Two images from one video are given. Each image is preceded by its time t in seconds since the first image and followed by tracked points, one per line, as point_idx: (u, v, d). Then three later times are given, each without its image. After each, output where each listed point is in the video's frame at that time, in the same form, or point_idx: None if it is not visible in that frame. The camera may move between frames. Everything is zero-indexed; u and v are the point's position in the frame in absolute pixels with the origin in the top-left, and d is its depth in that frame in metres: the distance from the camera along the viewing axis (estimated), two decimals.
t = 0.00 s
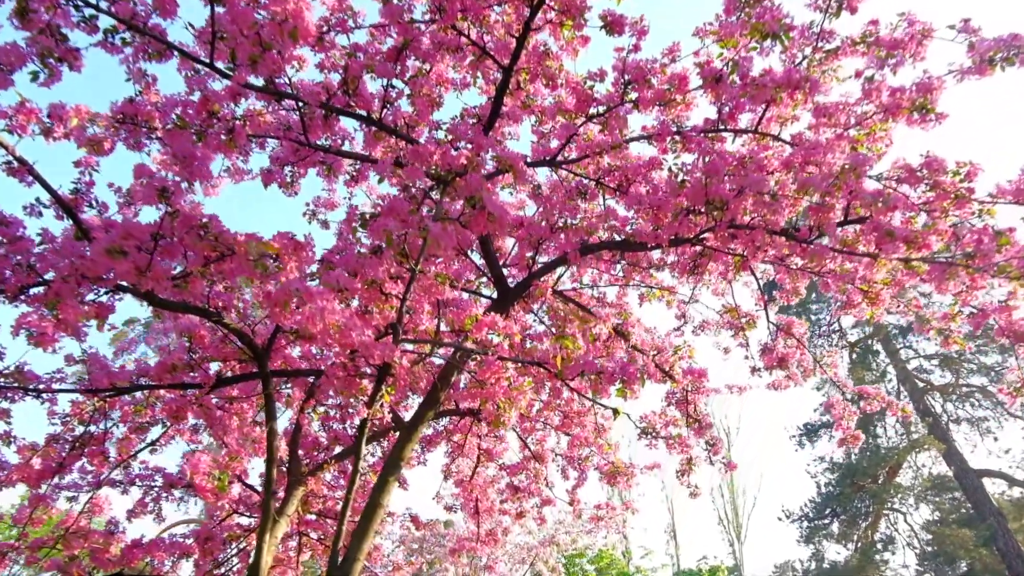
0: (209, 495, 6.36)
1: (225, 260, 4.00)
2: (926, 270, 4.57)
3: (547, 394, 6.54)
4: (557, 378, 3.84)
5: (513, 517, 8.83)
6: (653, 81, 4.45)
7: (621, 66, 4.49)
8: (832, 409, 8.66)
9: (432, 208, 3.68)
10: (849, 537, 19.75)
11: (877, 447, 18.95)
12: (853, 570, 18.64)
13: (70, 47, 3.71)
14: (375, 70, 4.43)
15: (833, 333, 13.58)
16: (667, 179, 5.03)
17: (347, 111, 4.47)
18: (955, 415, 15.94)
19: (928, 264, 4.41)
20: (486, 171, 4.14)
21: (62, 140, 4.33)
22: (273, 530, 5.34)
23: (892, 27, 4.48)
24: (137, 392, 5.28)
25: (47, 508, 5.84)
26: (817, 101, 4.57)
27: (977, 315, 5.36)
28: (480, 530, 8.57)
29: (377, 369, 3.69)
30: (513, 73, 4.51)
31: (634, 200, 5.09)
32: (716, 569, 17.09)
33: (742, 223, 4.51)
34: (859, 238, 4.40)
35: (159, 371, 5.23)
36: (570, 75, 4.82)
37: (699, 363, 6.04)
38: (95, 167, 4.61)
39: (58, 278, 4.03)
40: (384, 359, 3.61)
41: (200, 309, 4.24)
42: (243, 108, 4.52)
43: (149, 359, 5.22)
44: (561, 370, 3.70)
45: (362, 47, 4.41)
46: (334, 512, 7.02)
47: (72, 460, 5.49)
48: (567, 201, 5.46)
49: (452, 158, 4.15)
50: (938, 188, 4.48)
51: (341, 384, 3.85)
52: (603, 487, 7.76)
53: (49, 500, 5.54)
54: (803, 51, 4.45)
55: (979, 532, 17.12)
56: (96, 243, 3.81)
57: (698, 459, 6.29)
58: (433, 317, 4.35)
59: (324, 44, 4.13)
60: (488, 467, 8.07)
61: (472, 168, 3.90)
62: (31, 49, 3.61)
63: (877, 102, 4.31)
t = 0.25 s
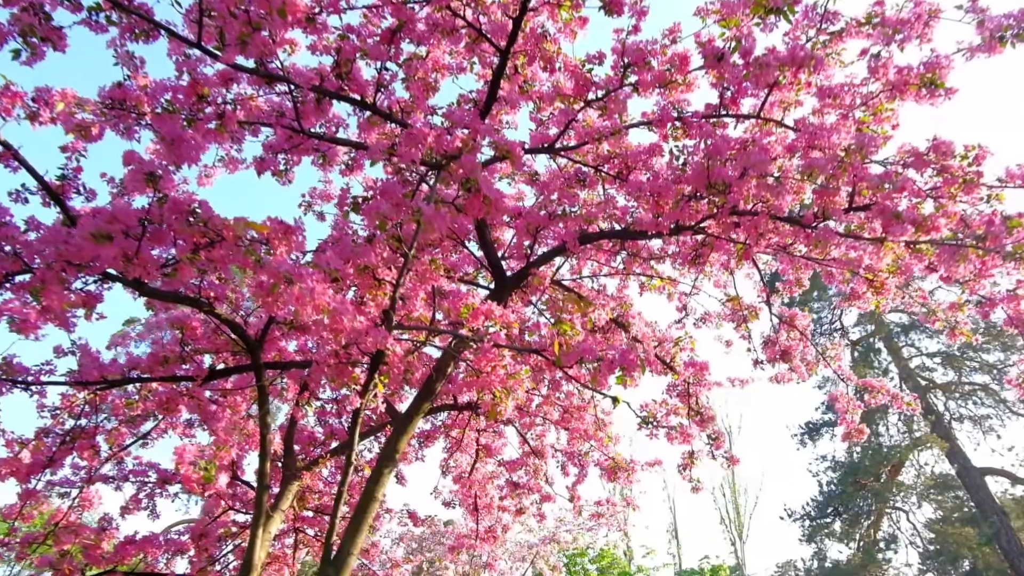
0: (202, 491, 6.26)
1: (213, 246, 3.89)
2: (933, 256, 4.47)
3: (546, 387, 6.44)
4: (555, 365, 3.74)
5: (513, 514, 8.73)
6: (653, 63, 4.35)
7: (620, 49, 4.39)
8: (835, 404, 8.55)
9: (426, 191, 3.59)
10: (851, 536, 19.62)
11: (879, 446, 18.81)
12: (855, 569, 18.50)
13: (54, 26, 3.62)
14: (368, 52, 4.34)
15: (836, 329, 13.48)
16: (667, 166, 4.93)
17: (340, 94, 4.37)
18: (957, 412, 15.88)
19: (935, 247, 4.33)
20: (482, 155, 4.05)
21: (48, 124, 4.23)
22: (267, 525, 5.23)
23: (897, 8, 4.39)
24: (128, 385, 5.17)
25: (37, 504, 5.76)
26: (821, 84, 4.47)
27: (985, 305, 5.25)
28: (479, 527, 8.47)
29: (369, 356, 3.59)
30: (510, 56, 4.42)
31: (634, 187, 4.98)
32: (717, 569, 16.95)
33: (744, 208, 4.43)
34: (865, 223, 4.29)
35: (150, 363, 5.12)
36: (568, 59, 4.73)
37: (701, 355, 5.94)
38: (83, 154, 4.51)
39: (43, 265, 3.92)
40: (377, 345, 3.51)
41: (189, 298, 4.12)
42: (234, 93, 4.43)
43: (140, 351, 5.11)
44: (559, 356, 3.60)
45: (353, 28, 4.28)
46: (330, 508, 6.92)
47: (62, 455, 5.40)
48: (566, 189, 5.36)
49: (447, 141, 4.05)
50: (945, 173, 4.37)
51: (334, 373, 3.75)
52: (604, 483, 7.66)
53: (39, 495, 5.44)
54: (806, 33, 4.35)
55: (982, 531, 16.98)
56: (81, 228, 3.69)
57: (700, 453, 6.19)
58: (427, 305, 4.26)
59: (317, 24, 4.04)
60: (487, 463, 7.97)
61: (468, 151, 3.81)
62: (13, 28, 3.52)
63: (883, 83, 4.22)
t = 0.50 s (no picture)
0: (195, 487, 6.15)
1: (201, 231, 3.78)
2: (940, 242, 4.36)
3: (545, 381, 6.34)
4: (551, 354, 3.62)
5: (513, 511, 8.62)
6: (652, 45, 4.25)
7: (618, 30, 4.29)
8: (839, 399, 8.43)
9: (418, 172, 3.48)
10: (854, 535, 19.46)
11: (881, 444, 18.67)
12: (858, 568, 18.35)
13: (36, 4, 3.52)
14: (361, 34, 4.23)
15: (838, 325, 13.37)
16: (668, 152, 4.83)
17: (333, 78, 4.27)
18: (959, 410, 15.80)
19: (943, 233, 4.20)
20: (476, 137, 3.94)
21: (33, 108, 4.12)
22: (260, 520, 5.13)
23: None
24: (118, 378, 5.06)
25: (27, 500, 5.65)
26: (824, 64, 4.37)
27: (992, 294, 5.12)
28: (478, 525, 8.36)
29: (360, 343, 3.47)
30: (505, 37, 4.31)
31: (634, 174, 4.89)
32: (720, 569, 16.79)
33: (745, 193, 4.35)
34: (871, 208, 4.17)
35: (141, 355, 5.01)
36: (565, 41, 4.63)
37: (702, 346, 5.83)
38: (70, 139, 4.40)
39: (24, 252, 3.79)
40: (368, 330, 3.39)
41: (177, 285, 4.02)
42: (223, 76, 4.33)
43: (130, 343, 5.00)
44: (555, 345, 3.48)
45: (345, 10, 4.18)
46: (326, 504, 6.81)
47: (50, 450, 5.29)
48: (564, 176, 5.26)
49: (440, 123, 3.96)
50: (953, 157, 4.26)
51: (325, 360, 3.65)
52: (604, 479, 7.55)
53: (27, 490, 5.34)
54: (808, 12, 4.25)
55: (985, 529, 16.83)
56: (64, 212, 3.58)
57: (701, 446, 6.09)
58: (422, 293, 4.15)
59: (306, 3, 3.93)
60: (486, 458, 7.87)
61: (462, 132, 3.71)
62: None
63: (887, 62, 4.11)
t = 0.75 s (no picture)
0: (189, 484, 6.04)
1: (189, 217, 3.68)
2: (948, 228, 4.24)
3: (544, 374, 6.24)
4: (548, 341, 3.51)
5: (513, 509, 8.52)
6: (651, 25, 4.14)
7: (617, 10, 4.17)
8: (843, 393, 8.32)
9: (410, 153, 3.38)
10: (856, 534, 19.32)
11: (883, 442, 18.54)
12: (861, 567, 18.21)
13: None
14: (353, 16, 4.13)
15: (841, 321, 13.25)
16: (667, 138, 4.73)
17: (325, 60, 4.16)
18: (962, 408, 15.67)
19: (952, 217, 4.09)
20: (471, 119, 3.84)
21: (17, 92, 4.01)
22: (253, 516, 5.02)
23: None
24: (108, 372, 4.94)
25: (17, 497, 5.54)
26: (829, 44, 4.25)
27: (1001, 283, 5.01)
28: (477, 522, 8.25)
29: (352, 330, 3.37)
30: (501, 18, 4.21)
31: (633, 161, 4.80)
32: (722, 567, 16.67)
33: (748, 178, 4.30)
34: (878, 191, 4.06)
35: (131, 348, 4.90)
36: (563, 23, 4.53)
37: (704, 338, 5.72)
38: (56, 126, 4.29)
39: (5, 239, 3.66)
40: (359, 316, 3.29)
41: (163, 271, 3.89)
42: (213, 60, 4.22)
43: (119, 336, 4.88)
44: (551, 331, 3.36)
45: None
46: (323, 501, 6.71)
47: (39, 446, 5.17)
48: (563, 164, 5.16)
49: (434, 104, 3.85)
50: (961, 140, 4.11)
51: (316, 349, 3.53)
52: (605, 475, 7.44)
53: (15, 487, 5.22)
54: None
55: (988, 527, 16.68)
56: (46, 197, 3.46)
57: (703, 440, 5.98)
58: (416, 281, 4.05)
59: None
60: (485, 454, 7.78)
61: (456, 113, 3.61)
62: None
63: (894, 41, 4.00)
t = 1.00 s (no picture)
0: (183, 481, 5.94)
1: (175, 204, 3.57)
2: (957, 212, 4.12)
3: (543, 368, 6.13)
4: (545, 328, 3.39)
5: (513, 507, 8.41)
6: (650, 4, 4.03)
7: None
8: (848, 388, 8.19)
9: (401, 135, 3.28)
10: (861, 532, 19.15)
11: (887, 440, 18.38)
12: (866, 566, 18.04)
13: None
14: None
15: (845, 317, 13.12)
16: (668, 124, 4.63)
17: (316, 43, 4.06)
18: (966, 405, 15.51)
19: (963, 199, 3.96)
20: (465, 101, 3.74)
21: None
22: (246, 512, 4.90)
23: None
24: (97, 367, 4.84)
25: (7, 495, 5.44)
26: (832, 24, 4.14)
27: (1011, 270, 4.88)
28: (478, 519, 8.14)
29: (342, 317, 3.26)
30: None
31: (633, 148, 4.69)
32: (726, 566, 16.53)
33: (752, 162, 4.21)
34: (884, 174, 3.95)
35: (121, 342, 4.79)
36: (559, 5, 4.42)
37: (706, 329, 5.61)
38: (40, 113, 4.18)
39: None
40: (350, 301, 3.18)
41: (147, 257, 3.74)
42: (201, 44, 4.12)
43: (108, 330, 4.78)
44: (548, 318, 3.24)
45: None
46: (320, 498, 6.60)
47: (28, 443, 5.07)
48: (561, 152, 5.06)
49: (427, 86, 3.76)
50: (970, 122, 3.96)
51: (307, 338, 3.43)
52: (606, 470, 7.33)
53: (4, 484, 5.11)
54: None
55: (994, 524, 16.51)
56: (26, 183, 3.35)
57: (706, 433, 5.87)
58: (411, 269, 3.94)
59: None
60: (485, 450, 7.67)
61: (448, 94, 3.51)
62: None
63: (899, 18, 3.89)
